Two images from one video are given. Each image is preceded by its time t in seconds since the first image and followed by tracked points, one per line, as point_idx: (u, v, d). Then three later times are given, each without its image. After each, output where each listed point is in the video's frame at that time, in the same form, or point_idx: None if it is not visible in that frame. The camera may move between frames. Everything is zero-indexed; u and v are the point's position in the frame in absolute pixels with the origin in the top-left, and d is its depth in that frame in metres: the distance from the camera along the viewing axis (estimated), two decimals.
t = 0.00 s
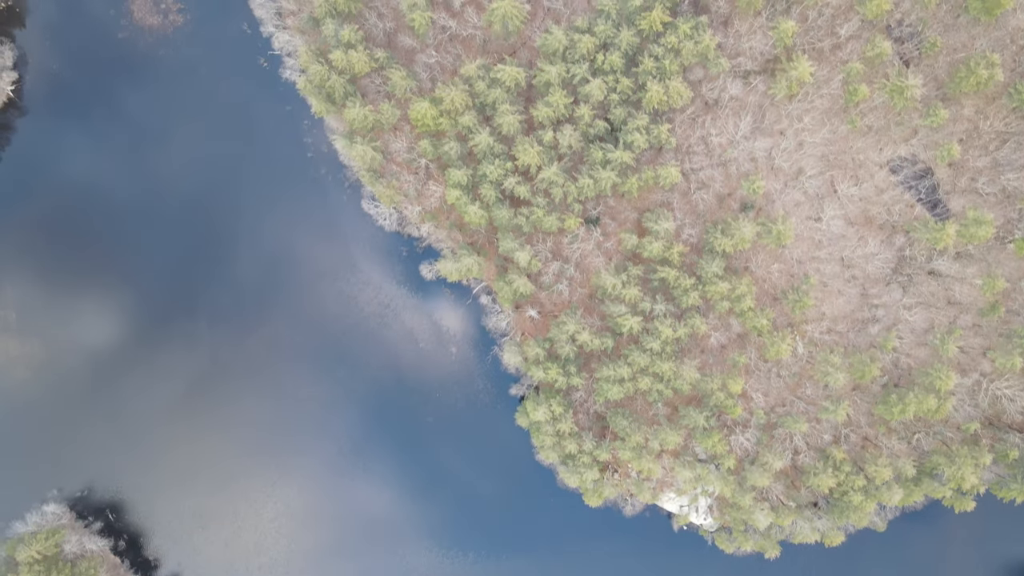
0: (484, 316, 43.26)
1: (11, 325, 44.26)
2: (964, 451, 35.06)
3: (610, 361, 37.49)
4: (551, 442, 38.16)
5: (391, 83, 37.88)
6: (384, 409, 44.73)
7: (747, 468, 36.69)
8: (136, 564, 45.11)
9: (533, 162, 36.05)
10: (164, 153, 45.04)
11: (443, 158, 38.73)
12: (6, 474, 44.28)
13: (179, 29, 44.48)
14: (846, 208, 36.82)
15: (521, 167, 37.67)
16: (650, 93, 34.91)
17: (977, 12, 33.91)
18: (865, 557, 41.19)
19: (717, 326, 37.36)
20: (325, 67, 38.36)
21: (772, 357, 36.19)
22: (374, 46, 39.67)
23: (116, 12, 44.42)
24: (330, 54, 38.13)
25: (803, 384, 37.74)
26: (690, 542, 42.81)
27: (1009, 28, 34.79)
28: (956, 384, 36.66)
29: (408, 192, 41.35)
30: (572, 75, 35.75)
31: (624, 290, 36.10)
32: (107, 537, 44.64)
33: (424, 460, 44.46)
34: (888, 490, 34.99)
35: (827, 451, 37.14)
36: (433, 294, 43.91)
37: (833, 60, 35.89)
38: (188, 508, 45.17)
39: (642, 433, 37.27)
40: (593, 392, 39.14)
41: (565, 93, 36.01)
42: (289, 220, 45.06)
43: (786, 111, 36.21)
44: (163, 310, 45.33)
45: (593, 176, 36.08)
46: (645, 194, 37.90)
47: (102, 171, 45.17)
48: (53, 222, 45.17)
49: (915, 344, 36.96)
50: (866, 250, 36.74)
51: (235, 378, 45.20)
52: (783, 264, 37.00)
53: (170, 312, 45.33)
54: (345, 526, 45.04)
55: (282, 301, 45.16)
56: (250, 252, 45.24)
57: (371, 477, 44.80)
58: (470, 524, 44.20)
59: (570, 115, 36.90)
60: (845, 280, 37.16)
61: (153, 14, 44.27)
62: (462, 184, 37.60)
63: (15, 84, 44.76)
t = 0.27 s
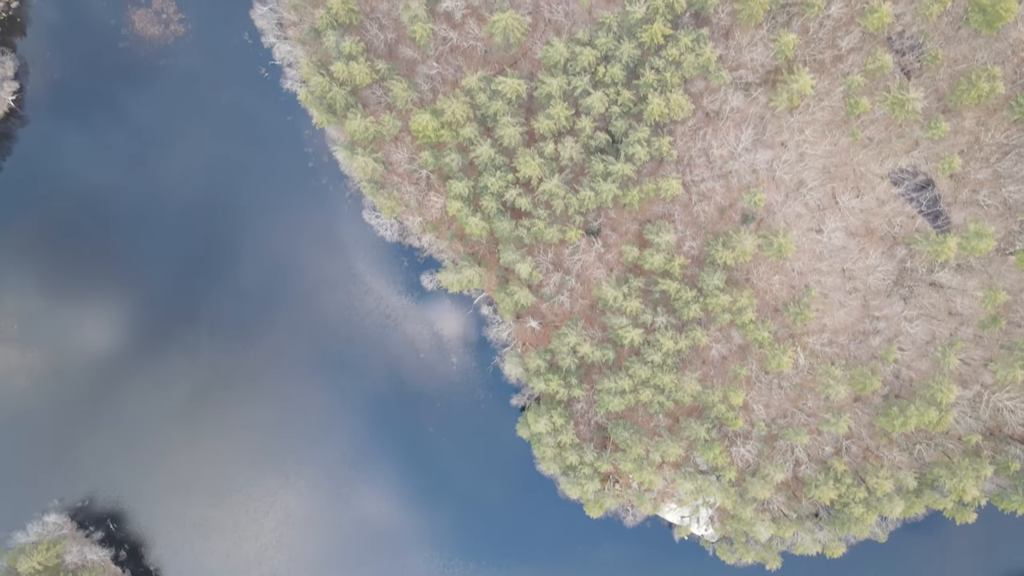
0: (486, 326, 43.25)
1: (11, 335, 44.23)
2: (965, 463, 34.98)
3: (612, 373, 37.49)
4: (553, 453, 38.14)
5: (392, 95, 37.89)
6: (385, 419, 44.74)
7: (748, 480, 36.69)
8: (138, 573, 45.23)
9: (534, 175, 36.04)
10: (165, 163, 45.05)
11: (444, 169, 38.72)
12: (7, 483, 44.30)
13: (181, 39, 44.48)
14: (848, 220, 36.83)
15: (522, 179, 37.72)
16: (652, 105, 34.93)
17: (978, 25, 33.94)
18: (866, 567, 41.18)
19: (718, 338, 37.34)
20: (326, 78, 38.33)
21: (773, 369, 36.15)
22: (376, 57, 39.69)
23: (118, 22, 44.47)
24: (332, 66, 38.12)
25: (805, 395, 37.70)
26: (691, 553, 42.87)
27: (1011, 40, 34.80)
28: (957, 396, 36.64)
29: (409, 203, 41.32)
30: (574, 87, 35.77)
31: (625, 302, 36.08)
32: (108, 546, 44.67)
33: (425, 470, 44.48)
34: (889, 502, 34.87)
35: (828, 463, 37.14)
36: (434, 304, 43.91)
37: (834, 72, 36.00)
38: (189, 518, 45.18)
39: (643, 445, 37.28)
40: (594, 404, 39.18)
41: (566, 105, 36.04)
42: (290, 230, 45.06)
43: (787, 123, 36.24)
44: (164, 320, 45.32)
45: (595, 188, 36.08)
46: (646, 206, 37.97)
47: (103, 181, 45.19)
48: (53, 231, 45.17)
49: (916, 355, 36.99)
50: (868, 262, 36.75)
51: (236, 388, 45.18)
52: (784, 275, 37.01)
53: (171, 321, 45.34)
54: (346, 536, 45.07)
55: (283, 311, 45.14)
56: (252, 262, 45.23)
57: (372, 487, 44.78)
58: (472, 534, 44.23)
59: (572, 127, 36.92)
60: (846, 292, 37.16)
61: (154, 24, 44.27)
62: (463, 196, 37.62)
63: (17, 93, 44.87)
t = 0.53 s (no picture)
0: (487, 338, 43.24)
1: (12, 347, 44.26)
2: (966, 476, 34.90)
3: (613, 387, 37.52)
4: (553, 466, 38.09)
5: (394, 108, 37.92)
6: (386, 431, 44.75)
7: (749, 493, 36.69)
8: None
9: (535, 189, 36.06)
10: (166, 174, 45.09)
11: (445, 182, 38.76)
12: (8, 495, 44.33)
13: (182, 51, 44.53)
14: (849, 234, 36.86)
15: (523, 193, 37.78)
16: (653, 120, 34.96)
17: (979, 39, 33.99)
18: None
19: (719, 352, 37.36)
20: (327, 91, 38.38)
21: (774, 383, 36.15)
22: (377, 70, 39.73)
23: (120, 34, 44.58)
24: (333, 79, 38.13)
25: (806, 409, 37.70)
26: (692, 565, 42.86)
27: (1012, 54, 34.81)
28: (959, 410, 36.63)
29: (410, 216, 41.33)
30: (575, 101, 35.80)
31: (627, 316, 36.12)
32: (109, 558, 44.66)
33: (426, 481, 44.50)
34: (890, 516, 34.88)
35: (829, 476, 37.14)
36: (436, 315, 43.93)
37: (835, 86, 36.04)
38: (190, 529, 45.17)
39: (644, 458, 37.31)
40: (595, 417, 39.18)
41: (568, 119, 36.10)
42: (291, 242, 45.08)
43: (788, 137, 36.28)
44: (164, 331, 45.34)
45: (596, 202, 36.11)
46: (647, 220, 38.00)
47: (104, 192, 45.22)
48: (55, 243, 45.25)
49: (917, 369, 37.03)
50: (869, 276, 36.75)
51: (237, 400, 45.16)
52: (785, 289, 37.06)
53: (171, 333, 45.34)
54: (347, 547, 45.07)
55: (285, 323, 45.18)
56: (253, 274, 45.27)
57: (373, 499, 44.75)
58: (473, 545, 44.27)
59: (573, 140, 36.95)
60: (847, 306, 37.19)
61: (155, 35, 44.32)
62: (464, 210, 37.67)
63: (19, 105, 44.95)
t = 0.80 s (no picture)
0: (489, 348, 43.20)
1: (13, 355, 44.31)
2: (968, 488, 34.84)
3: (614, 399, 37.53)
4: (554, 478, 38.01)
5: (395, 120, 37.96)
6: (387, 440, 44.76)
7: (750, 505, 36.62)
8: None
9: (536, 201, 36.07)
10: (167, 184, 45.12)
11: (446, 193, 38.80)
12: (8, 504, 44.36)
13: (183, 61, 44.56)
14: (850, 246, 36.84)
15: (524, 205, 37.84)
16: (654, 132, 34.98)
17: (980, 52, 34.01)
18: None
19: (721, 364, 37.37)
20: (328, 102, 38.42)
21: (776, 395, 36.15)
22: (378, 81, 39.76)
23: (121, 44, 44.65)
24: (334, 91, 38.19)
25: (807, 421, 37.70)
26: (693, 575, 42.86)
27: (1014, 66, 34.79)
28: (960, 421, 36.60)
29: (411, 227, 41.36)
30: (576, 114, 35.82)
31: (628, 328, 36.14)
32: (111, 567, 44.75)
33: (427, 490, 44.51)
34: (892, 527, 34.75)
35: (830, 488, 37.12)
36: (437, 325, 43.94)
37: (836, 98, 36.10)
38: (191, 539, 45.17)
39: (645, 470, 37.29)
40: (596, 428, 39.16)
41: (569, 131, 36.12)
42: (292, 252, 45.08)
43: (789, 149, 36.31)
44: (165, 340, 45.34)
45: (596, 215, 36.11)
46: (649, 231, 38.02)
47: (105, 201, 45.24)
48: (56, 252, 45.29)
49: (918, 381, 37.05)
50: (870, 289, 36.74)
51: (238, 409, 45.16)
52: (786, 301, 37.10)
53: (172, 342, 45.35)
54: (348, 557, 45.08)
55: (286, 332, 45.19)
56: (254, 283, 45.29)
57: (374, 509, 44.70)
58: (474, 555, 44.31)
59: (574, 152, 36.98)
60: (848, 318, 37.20)
61: (157, 45, 44.35)
62: (465, 221, 37.71)
63: (20, 114, 45.01)
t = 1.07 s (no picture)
0: (489, 359, 43.20)
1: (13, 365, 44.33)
2: (968, 501, 34.77)
3: (615, 411, 37.56)
4: (555, 489, 37.97)
5: (396, 131, 38.02)
6: (388, 451, 44.77)
7: (751, 517, 36.65)
8: None
9: (537, 213, 36.09)
10: (168, 194, 45.14)
11: (447, 204, 38.84)
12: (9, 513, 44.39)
13: (184, 71, 44.55)
14: (851, 258, 36.86)
15: (525, 217, 37.85)
16: (655, 144, 35.00)
17: (981, 65, 34.07)
18: None
19: (721, 376, 37.42)
20: (329, 114, 38.46)
21: (777, 408, 36.18)
22: (379, 92, 39.80)
23: (122, 54, 44.68)
24: (335, 102, 38.25)
25: (807, 432, 37.71)
26: None
27: (1015, 78, 34.80)
28: (961, 434, 36.59)
29: (412, 238, 41.39)
30: (577, 126, 35.85)
31: (629, 340, 36.17)
32: None
33: (428, 501, 44.53)
34: (893, 540, 34.73)
35: (831, 500, 37.10)
36: (438, 336, 43.94)
37: (837, 110, 36.14)
38: (191, 549, 45.16)
39: (646, 482, 37.31)
40: (597, 439, 39.21)
41: (570, 143, 36.16)
42: (293, 262, 45.12)
43: (790, 161, 36.36)
44: (165, 349, 45.35)
45: (597, 227, 36.14)
46: (650, 243, 38.04)
47: (106, 211, 45.26)
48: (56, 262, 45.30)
49: (919, 394, 37.07)
50: (871, 301, 36.79)
51: (238, 419, 45.14)
52: (787, 313, 37.13)
53: (172, 351, 45.36)
54: (348, 567, 45.08)
55: (287, 343, 45.19)
56: (255, 293, 45.32)
57: (374, 519, 44.66)
58: (474, 565, 44.33)
59: (575, 164, 37.03)
60: (849, 330, 37.22)
61: (158, 55, 44.37)
62: (466, 233, 37.75)
63: (21, 124, 45.02)
